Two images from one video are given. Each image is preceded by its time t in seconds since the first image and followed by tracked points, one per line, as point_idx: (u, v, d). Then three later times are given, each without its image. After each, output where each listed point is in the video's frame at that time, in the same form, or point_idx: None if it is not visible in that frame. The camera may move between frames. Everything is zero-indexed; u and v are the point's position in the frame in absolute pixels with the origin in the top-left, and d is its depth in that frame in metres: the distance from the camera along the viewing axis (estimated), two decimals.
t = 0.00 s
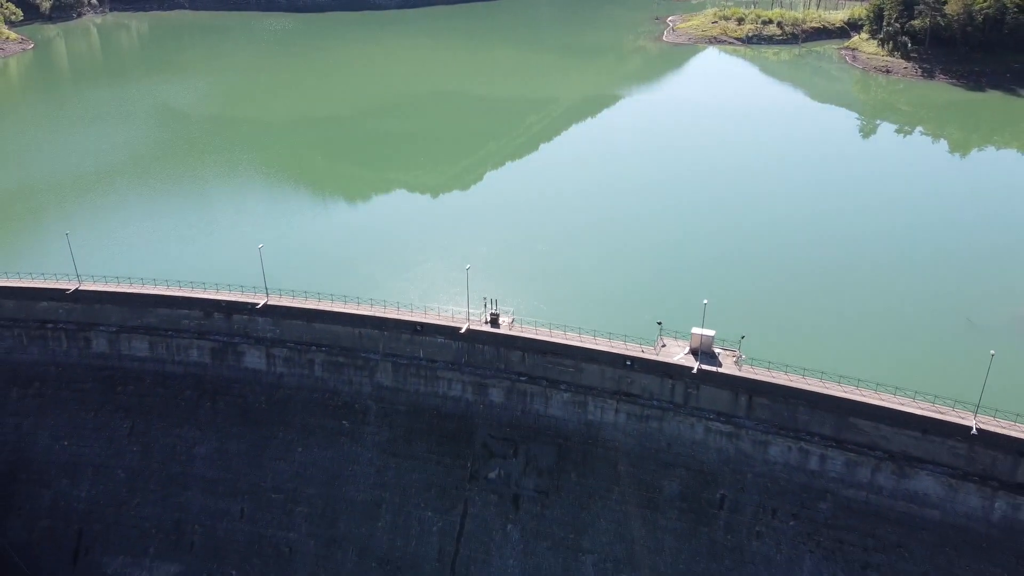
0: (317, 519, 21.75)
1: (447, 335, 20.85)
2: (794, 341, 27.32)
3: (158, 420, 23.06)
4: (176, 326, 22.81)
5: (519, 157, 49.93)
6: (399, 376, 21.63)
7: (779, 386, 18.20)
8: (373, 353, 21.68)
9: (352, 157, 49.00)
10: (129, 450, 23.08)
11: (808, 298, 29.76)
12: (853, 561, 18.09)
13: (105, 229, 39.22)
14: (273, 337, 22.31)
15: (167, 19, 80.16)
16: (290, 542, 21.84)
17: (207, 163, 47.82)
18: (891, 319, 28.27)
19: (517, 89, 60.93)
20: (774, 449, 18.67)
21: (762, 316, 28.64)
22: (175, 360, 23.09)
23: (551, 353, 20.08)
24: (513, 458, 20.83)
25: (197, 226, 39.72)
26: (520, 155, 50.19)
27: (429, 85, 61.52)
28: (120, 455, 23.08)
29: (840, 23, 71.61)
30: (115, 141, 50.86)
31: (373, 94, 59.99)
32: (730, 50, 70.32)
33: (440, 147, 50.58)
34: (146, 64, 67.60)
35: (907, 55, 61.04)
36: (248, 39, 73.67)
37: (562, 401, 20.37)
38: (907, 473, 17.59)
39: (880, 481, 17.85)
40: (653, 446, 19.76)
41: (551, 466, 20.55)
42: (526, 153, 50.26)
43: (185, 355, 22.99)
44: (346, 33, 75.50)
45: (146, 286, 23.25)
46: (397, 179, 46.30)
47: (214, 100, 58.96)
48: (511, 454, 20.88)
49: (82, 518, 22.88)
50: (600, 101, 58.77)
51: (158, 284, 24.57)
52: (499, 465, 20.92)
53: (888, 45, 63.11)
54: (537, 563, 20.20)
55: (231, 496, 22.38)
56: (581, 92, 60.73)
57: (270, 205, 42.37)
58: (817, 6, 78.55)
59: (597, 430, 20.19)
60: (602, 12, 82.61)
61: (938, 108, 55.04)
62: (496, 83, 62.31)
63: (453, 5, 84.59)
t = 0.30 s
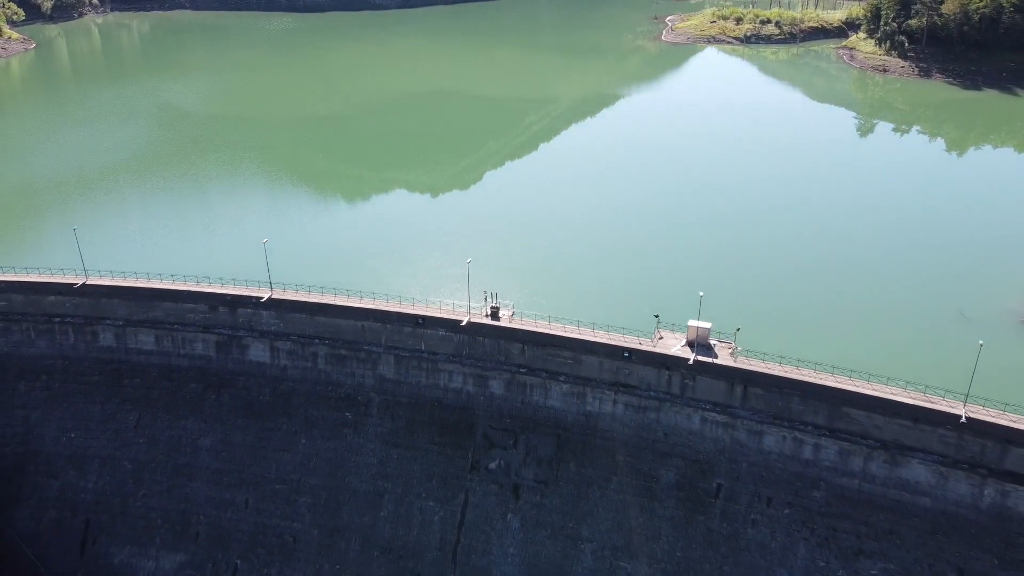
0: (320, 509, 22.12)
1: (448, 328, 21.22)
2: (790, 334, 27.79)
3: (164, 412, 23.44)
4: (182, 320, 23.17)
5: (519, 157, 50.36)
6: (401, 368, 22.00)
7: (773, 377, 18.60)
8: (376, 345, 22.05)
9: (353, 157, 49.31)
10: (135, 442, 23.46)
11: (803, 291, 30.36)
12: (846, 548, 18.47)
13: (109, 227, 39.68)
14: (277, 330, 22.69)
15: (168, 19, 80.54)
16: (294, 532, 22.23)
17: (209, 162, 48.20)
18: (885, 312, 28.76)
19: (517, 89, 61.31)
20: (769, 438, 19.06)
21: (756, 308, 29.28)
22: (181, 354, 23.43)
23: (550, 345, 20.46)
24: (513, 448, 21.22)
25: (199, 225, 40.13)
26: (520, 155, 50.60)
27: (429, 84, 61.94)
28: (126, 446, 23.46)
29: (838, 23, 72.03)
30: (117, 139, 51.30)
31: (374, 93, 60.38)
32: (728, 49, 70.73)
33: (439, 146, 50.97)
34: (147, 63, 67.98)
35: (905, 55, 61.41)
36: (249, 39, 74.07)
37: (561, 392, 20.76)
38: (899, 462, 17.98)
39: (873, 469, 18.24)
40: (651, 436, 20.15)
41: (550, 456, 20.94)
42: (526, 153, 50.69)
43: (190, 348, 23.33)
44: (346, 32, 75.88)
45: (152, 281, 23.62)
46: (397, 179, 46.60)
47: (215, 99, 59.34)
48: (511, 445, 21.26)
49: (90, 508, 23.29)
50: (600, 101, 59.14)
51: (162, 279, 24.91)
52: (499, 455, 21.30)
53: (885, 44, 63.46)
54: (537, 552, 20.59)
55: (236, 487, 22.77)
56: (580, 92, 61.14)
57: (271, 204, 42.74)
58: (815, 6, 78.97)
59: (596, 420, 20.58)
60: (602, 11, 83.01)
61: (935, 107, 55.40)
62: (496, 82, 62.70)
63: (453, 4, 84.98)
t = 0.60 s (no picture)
0: (323, 503, 22.38)
1: (450, 323, 21.49)
2: (787, 330, 28.11)
3: (168, 407, 23.70)
4: (186, 316, 23.40)
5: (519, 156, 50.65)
6: (402, 363, 22.25)
7: (770, 371, 18.85)
8: (377, 341, 22.31)
9: (354, 157, 49.50)
10: (139, 437, 23.72)
11: (801, 288, 30.68)
12: (842, 540, 18.75)
13: (111, 226, 39.98)
14: (280, 326, 22.94)
15: (168, 19, 80.79)
16: (297, 526, 22.50)
17: (209, 162, 48.43)
18: (881, 308, 29.09)
19: (516, 89, 61.58)
20: (765, 432, 19.33)
21: (754, 304, 29.62)
22: (185, 349, 23.66)
23: (550, 340, 20.71)
24: (513, 443, 21.49)
25: (200, 224, 40.39)
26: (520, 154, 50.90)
27: (429, 84, 62.23)
28: (130, 442, 23.73)
29: (837, 23, 72.35)
30: (118, 139, 51.59)
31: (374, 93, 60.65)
32: (727, 50, 71.02)
33: (440, 146, 51.22)
34: (148, 63, 68.23)
35: (903, 55, 61.64)
36: (249, 39, 74.32)
37: (560, 387, 21.02)
38: (894, 455, 18.25)
39: (867, 462, 18.51)
40: (649, 430, 20.41)
41: (550, 450, 21.19)
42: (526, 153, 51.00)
43: (194, 344, 23.57)
44: (347, 32, 76.14)
45: (156, 277, 23.85)
46: (397, 179, 46.87)
47: (215, 99, 59.58)
48: (511, 439, 21.52)
49: (95, 502, 23.57)
50: (599, 102, 59.39)
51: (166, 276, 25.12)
52: (499, 449, 21.57)
53: (883, 44, 63.66)
54: (537, 545, 20.88)
55: (239, 481, 23.04)
56: (579, 92, 61.43)
57: (272, 203, 43.00)
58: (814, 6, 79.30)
59: (595, 414, 20.85)
60: (601, 11, 83.33)
61: (933, 107, 55.63)
62: (496, 82, 62.96)
63: (452, 5, 85.29)
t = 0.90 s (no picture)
0: (324, 500, 22.53)
1: (450, 321, 21.62)
2: (785, 329, 28.30)
3: (170, 405, 23.85)
4: (188, 314, 23.52)
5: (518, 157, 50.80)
6: (403, 361, 22.39)
7: (768, 369, 19.00)
8: (378, 339, 22.45)
9: (353, 157, 49.68)
10: (142, 435, 23.86)
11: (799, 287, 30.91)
12: (839, 536, 18.91)
13: (112, 226, 40.18)
14: (282, 324, 23.07)
15: (169, 19, 80.96)
16: (298, 523, 22.65)
17: (210, 162, 48.57)
18: (879, 307, 29.26)
19: (516, 89, 61.73)
20: (763, 429, 19.48)
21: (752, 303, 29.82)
22: (187, 347, 23.80)
23: (550, 338, 20.85)
24: (513, 440, 21.63)
25: (201, 224, 40.54)
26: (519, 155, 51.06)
27: (428, 84, 62.38)
28: (132, 439, 23.87)
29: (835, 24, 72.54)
30: (119, 138, 51.83)
31: (374, 93, 60.83)
32: (726, 50, 71.21)
33: (439, 146, 51.36)
34: (149, 63, 68.40)
35: (901, 55, 61.79)
36: (250, 39, 74.48)
37: (560, 384, 21.17)
38: (890, 452, 18.40)
39: (865, 459, 18.67)
40: (648, 428, 20.57)
41: (550, 447, 21.34)
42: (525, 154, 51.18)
43: (196, 342, 23.71)
44: (347, 32, 76.31)
45: (158, 275, 23.98)
46: (397, 179, 47.01)
47: (215, 99, 59.73)
48: (511, 437, 21.67)
49: (97, 499, 23.73)
50: (599, 102, 59.55)
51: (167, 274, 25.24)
52: (499, 446, 21.71)
53: (881, 44, 63.86)
54: (536, 541, 21.07)
55: (240, 479, 23.18)
56: (578, 92, 61.59)
57: (272, 203, 43.13)
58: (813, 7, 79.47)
59: (594, 412, 21.00)
60: (601, 11, 83.51)
61: (931, 107, 55.79)
62: (496, 83, 63.11)
63: (452, 5, 85.48)
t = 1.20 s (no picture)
0: (324, 499, 22.61)
1: (450, 321, 21.67)
2: (784, 329, 28.37)
3: (171, 404, 23.92)
4: (189, 314, 23.57)
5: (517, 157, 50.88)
6: (403, 361, 22.47)
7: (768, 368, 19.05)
8: (378, 338, 22.52)
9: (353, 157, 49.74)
10: (143, 434, 23.94)
11: (798, 287, 30.95)
12: (837, 535, 18.99)
13: (113, 226, 40.25)
14: (283, 324, 23.14)
15: (169, 19, 81.00)
16: (298, 522, 22.73)
17: (210, 162, 48.63)
18: (877, 307, 29.36)
19: (516, 89, 61.79)
20: (763, 429, 19.56)
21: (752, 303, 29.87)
22: (188, 346, 23.87)
23: (550, 337, 20.92)
24: (513, 439, 21.70)
25: (202, 224, 40.64)
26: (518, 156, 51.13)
27: (428, 85, 62.45)
28: (133, 439, 23.94)
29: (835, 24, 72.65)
30: (119, 138, 51.88)
31: (374, 92, 60.90)
32: (726, 50, 71.30)
33: (439, 147, 51.43)
34: (149, 63, 68.45)
35: (901, 55, 61.86)
36: (250, 40, 74.53)
37: (560, 384, 21.24)
38: (889, 451, 18.47)
39: (863, 458, 18.75)
40: (647, 427, 20.65)
41: (550, 446, 21.42)
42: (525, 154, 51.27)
43: (197, 341, 23.77)
44: (347, 32, 76.38)
45: (159, 275, 24.03)
46: (397, 179, 47.09)
47: (215, 99, 59.82)
48: (510, 436, 21.75)
49: (98, 498, 23.81)
50: (598, 102, 59.64)
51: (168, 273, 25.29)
52: (499, 446, 21.78)
53: (881, 45, 63.97)
54: (536, 540, 21.16)
55: (241, 478, 23.26)
56: (578, 92, 61.67)
57: (272, 203, 43.19)
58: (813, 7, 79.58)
59: (594, 411, 21.08)
60: (601, 12, 83.61)
61: (930, 107, 55.88)
62: (496, 83, 63.18)
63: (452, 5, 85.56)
